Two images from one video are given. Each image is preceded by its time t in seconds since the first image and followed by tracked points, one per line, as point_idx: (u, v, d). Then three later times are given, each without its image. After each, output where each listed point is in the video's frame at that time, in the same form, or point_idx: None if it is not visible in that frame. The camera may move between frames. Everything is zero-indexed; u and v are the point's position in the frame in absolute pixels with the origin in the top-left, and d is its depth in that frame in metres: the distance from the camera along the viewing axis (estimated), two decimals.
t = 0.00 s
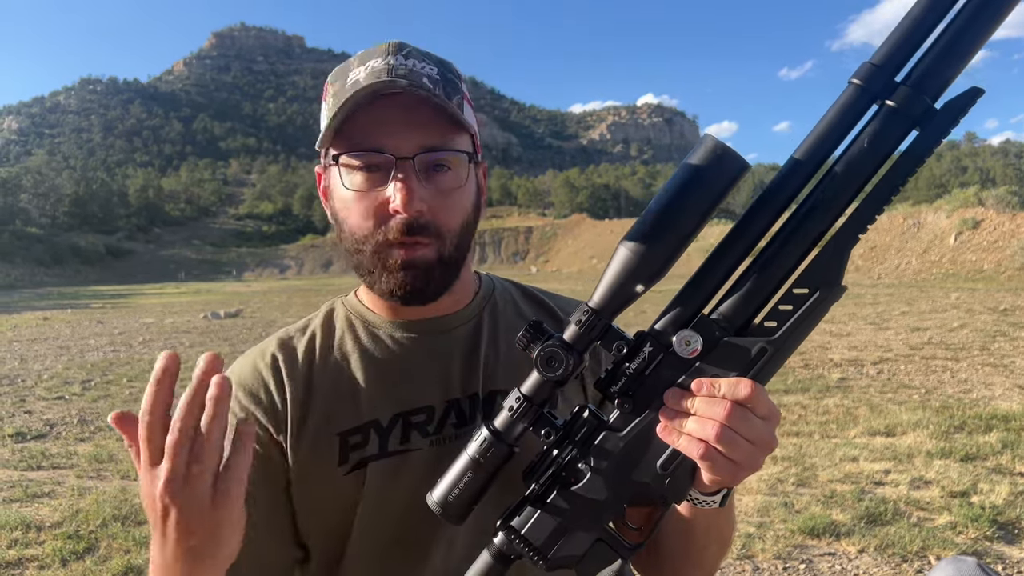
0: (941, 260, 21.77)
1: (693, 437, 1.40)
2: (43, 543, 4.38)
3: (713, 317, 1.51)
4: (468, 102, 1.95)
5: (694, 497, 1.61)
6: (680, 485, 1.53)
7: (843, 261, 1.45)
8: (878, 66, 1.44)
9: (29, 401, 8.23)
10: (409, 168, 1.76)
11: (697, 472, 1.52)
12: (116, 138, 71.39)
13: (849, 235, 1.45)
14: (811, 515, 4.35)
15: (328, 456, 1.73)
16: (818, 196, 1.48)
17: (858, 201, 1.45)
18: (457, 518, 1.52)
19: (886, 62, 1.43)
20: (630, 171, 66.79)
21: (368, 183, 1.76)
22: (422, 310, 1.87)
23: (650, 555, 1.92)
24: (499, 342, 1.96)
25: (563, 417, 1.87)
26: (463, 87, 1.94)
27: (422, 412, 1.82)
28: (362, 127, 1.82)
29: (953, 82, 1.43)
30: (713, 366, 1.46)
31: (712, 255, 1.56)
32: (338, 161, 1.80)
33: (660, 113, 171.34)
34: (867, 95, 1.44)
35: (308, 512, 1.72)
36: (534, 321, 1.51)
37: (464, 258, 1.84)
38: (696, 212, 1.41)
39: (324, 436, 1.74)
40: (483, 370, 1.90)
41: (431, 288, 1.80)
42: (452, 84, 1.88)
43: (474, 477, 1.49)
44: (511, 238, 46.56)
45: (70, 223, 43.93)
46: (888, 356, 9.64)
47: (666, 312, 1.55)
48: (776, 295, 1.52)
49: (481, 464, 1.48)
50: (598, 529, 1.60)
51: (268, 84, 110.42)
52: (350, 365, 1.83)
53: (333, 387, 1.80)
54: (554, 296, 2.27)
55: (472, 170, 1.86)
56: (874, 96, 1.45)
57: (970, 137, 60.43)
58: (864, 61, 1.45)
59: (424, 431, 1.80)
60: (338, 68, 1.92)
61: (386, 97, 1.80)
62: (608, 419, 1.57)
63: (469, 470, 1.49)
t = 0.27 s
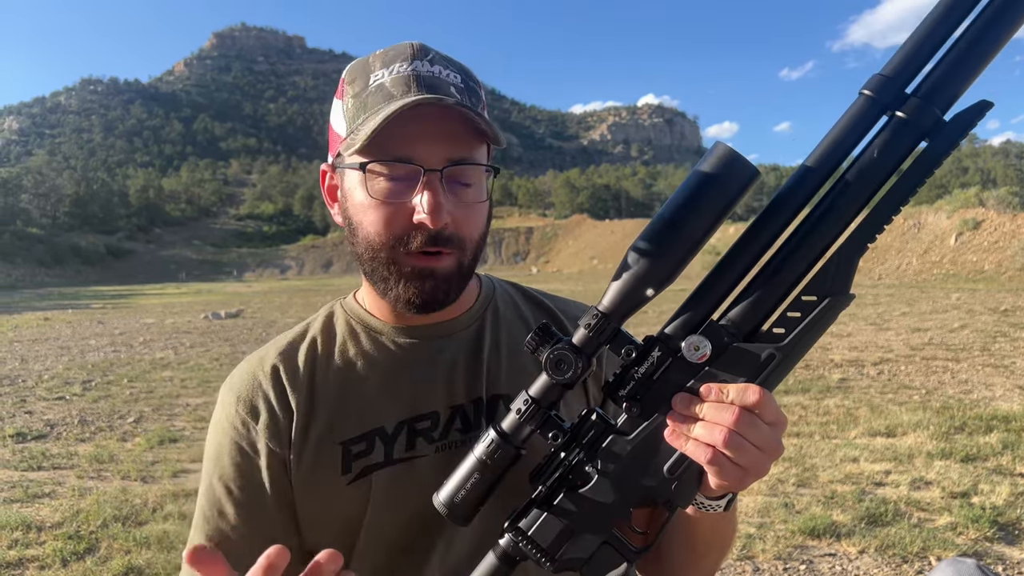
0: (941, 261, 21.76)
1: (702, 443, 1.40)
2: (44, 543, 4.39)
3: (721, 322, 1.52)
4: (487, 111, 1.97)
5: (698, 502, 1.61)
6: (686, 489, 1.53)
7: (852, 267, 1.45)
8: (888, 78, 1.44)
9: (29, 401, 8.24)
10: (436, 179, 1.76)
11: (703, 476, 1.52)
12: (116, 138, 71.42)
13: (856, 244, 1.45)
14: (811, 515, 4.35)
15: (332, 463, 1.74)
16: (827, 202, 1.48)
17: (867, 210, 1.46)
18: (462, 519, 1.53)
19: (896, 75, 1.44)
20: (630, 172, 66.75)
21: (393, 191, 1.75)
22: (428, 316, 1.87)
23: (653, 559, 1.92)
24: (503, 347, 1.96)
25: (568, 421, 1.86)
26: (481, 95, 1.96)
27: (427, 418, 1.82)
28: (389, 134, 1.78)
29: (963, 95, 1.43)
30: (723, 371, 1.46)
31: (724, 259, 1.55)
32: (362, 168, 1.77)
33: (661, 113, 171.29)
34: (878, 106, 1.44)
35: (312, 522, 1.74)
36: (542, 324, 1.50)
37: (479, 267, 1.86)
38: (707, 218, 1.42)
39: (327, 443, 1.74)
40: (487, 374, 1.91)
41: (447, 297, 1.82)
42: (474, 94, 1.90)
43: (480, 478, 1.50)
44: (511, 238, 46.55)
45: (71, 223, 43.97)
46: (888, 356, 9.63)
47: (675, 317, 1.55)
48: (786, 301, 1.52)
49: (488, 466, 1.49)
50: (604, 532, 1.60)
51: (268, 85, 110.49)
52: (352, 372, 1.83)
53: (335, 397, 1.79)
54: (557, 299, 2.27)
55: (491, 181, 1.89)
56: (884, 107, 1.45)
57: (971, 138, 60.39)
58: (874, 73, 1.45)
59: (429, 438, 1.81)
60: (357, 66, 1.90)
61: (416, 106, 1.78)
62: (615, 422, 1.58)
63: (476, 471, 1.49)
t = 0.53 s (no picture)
0: (942, 262, 21.75)
1: (699, 442, 1.40)
2: (44, 543, 4.39)
3: (718, 321, 1.51)
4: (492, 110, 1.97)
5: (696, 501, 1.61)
6: (683, 489, 1.53)
7: (850, 266, 1.45)
8: (884, 73, 1.44)
9: (30, 401, 8.24)
10: (440, 176, 1.76)
11: (700, 474, 1.52)
12: (117, 139, 71.48)
13: (854, 241, 1.45)
14: (812, 516, 4.34)
15: (332, 462, 1.74)
16: (824, 201, 1.48)
17: (864, 208, 1.46)
18: (459, 519, 1.53)
19: (893, 70, 1.44)
20: (631, 172, 66.72)
21: (398, 187, 1.75)
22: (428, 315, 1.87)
23: (652, 559, 1.92)
24: (504, 347, 1.96)
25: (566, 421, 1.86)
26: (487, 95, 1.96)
27: (427, 419, 1.82)
28: (395, 130, 1.78)
29: (959, 90, 1.43)
30: (719, 370, 1.46)
31: (721, 257, 1.55)
32: (369, 163, 1.76)
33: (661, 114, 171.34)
34: (874, 101, 1.44)
35: (311, 521, 1.75)
36: (539, 324, 1.50)
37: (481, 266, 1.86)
38: (704, 216, 1.42)
39: (327, 443, 1.75)
40: (487, 376, 1.90)
41: (448, 296, 1.82)
42: (481, 93, 1.90)
43: (477, 478, 1.50)
44: (512, 239, 46.54)
45: (72, 223, 43.99)
46: (889, 357, 9.63)
47: (671, 315, 1.54)
48: (783, 299, 1.52)
49: (485, 466, 1.48)
50: (601, 532, 1.60)
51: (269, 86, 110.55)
52: (353, 371, 1.83)
53: (336, 397, 1.79)
54: (556, 298, 2.26)
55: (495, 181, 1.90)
56: (881, 102, 1.45)
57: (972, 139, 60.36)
58: (870, 68, 1.45)
59: (430, 438, 1.80)
60: (364, 64, 1.90)
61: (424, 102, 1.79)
62: (612, 421, 1.58)
63: (473, 472, 1.49)
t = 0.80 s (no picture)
0: (942, 263, 21.76)
1: (698, 441, 1.40)
2: (43, 544, 4.39)
3: (717, 321, 1.51)
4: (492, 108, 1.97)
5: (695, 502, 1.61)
6: (682, 489, 1.53)
7: (848, 268, 1.45)
8: (882, 74, 1.45)
9: (30, 402, 8.25)
10: (431, 167, 1.77)
11: (698, 476, 1.52)
12: (117, 140, 71.51)
13: (852, 242, 1.45)
14: (811, 518, 4.34)
15: (335, 463, 1.74)
16: (823, 202, 1.49)
17: (862, 210, 1.47)
18: (458, 520, 1.53)
19: (890, 71, 1.44)
20: (630, 174, 66.74)
21: (390, 177, 1.77)
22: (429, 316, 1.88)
23: (652, 560, 1.92)
24: (505, 349, 1.96)
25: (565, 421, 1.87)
26: (488, 93, 1.95)
27: (428, 420, 1.82)
28: (388, 122, 1.82)
29: (957, 90, 1.44)
30: (716, 371, 1.46)
31: (720, 257, 1.55)
32: (361, 155, 1.80)
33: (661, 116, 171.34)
34: (871, 101, 1.45)
35: (312, 523, 1.75)
36: (538, 325, 1.50)
37: (478, 260, 1.85)
38: (701, 217, 1.42)
39: (329, 444, 1.75)
40: (489, 377, 1.90)
41: (441, 293, 1.82)
42: (478, 89, 1.89)
43: (476, 479, 1.50)
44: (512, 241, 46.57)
45: (72, 224, 44.01)
46: (889, 359, 9.63)
47: (670, 317, 1.54)
48: (782, 300, 1.52)
49: (484, 467, 1.48)
50: (600, 533, 1.60)
51: (269, 87, 110.57)
52: (355, 372, 1.83)
53: (338, 398, 1.79)
54: (557, 300, 2.26)
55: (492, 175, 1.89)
56: (879, 103, 1.46)
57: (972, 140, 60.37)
58: (868, 69, 1.46)
59: (430, 440, 1.81)
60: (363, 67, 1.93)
61: (415, 97, 1.81)
62: (611, 422, 1.58)
63: (472, 473, 1.49)
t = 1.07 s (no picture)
0: (940, 266, 21.80)
1: (697, 447, 1.40)
2: (41, 546, 4.38)
3: (718, 326, 1.52)
4: (489, 110, 1.92)
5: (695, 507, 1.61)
6: (682, 494, 1.53)
7: (850, 273, 1.45)
8: (886, 79, 1.45)
9: (28, 404, 8.23)
10: (415, 174, 1.77)
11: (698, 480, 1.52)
12: (116, 142, 71.50)
13: (854, 248, 1.46)
14: (810, 521, 4.34)
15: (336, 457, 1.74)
16: (825, 207, 1.49)
17: (863, 215, 1.47)
18: (456, 524, 1.52)
19: (894, 75, 1.45)
20: (629, 176, 66.81)
21: (376, 183, 1.78)
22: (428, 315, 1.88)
23: (651, 564, 1.92)
24: (506, 349, 1.97)
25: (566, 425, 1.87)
26: (483, 95, 1.91)
27: (428, 418, 1.82)
28: (376, 128, 1.84)
29: (959, 96, 1.45)
30: (717, 375, 1.47)
31: (721, 262, 1.55)
32: (350, 159, 1.83)
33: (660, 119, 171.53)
34: (875, 106, 1.45)
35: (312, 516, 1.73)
36: (538, 329, 1.51)
37: (467, 265, 1.83)
38: (702, 222, 1.42)
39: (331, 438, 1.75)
40: (489, 377, 1.90)
41: (431, 296, 1.81)
42: (471, 92, 1.85)
43: (475, 483, 1.49)
44: (510, 243, 46.61)
45: (70, 226, 43.96)
46: (887, 361, 9.64)
47: (671, 321, 1.55)
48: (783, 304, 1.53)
49: (483, 471, 1.48)
50: (600, 537, 1.60)
51: (268, 90, 110.61)
52: (357, 368, 1.84)
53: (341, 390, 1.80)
54: (560, 303, 2.27)
55: (483, 181, 1.86)
56: (883, 108, 1.46)
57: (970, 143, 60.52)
58: (871, 74, 1.46)
59: (429, 437, 1.81)
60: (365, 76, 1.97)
61: (404, 101, 1.81)
62: (611, 427, 1.59)
63: (471, 476, 1.49)
